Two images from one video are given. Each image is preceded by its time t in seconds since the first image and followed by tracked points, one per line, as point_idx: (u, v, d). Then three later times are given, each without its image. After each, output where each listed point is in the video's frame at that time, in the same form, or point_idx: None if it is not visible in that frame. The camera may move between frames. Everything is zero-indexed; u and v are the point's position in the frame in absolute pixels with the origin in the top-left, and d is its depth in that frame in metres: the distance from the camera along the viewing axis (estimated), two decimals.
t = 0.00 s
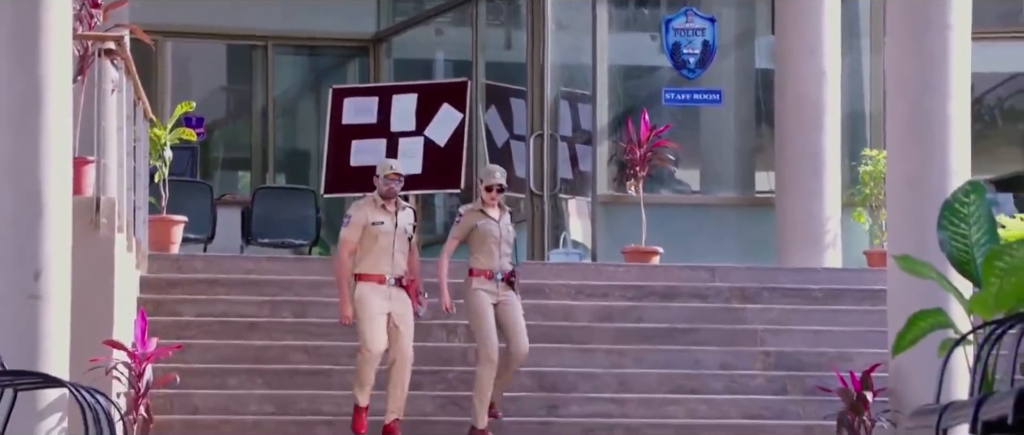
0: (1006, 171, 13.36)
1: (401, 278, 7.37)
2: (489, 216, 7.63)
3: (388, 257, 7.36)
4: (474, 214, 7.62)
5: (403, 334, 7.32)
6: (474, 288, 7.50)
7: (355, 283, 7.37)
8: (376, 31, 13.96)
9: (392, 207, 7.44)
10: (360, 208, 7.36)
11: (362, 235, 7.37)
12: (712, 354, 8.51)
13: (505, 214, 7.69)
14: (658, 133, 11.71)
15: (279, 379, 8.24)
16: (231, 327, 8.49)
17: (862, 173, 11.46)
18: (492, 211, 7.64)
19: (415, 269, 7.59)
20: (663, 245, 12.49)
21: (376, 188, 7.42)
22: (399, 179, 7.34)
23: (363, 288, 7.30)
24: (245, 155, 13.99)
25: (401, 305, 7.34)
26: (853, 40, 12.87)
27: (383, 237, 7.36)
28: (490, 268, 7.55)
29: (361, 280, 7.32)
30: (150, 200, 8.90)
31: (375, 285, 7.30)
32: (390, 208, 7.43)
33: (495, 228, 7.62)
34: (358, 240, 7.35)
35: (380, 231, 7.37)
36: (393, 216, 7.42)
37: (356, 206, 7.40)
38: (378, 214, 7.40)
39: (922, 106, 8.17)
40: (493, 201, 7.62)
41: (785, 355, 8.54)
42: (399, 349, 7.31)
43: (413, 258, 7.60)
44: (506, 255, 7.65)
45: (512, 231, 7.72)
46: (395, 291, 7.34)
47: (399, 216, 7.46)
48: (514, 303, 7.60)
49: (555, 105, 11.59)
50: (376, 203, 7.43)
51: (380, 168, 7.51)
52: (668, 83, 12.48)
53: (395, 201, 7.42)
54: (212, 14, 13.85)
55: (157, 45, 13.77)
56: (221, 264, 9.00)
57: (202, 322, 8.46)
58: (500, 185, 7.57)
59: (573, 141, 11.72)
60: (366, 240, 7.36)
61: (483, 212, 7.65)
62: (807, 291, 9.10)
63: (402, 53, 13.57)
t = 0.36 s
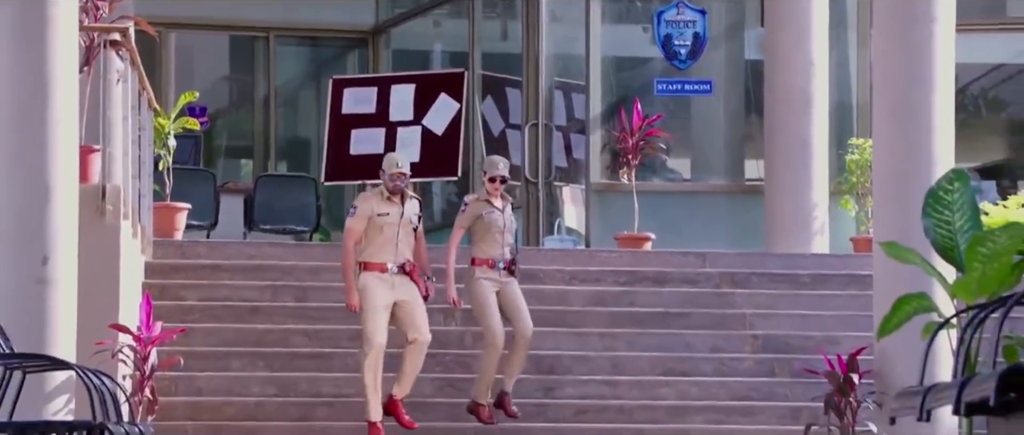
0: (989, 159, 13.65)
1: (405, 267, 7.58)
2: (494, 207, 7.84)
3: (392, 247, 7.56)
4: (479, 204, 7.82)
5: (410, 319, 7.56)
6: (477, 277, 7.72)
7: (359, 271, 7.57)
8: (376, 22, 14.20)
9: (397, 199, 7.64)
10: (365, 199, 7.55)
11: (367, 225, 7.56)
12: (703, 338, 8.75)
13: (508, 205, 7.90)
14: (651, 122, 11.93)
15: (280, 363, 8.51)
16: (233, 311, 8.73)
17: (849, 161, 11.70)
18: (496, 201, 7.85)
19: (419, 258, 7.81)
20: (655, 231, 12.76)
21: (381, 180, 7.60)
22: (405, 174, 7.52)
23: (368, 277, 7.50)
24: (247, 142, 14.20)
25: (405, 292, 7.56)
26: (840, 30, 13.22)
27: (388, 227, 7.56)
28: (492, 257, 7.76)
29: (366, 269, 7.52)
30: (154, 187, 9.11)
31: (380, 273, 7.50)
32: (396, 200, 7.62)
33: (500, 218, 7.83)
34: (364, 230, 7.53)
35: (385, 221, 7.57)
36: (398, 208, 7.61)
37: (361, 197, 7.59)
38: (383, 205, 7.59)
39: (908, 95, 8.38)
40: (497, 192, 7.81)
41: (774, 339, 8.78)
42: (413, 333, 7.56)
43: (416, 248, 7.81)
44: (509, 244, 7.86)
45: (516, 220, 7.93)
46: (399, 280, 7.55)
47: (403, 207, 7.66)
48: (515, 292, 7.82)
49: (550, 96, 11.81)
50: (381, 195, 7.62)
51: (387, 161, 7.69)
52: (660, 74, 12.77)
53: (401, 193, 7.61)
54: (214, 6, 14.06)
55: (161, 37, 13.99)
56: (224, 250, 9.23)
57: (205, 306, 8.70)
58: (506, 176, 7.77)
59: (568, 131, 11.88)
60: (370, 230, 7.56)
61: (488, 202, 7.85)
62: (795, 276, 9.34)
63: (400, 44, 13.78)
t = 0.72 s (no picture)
0: (973, 147, 13.95)
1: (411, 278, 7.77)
2: (495, 204, 8.01)
3: (398, 258, 7.75)
4: (479, 201, 7.99)
5: (416, 327, 7.75)
6: (480, 272, 7.87)
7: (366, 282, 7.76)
8: (374, 15, 14.36)
9: (402, 208, 7.84)
10: (369, 210, 7.75)
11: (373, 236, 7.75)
12: (694, 322, 9.04)
13: (510, 201, 8.06)
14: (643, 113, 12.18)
15: (284, 347, 8.77)
16: (237, 296, 9.01)
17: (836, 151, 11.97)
18: (497, 197, 8.02)
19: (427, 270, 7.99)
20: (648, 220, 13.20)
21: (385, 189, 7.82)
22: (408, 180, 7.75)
23: (375, 287, 7.69)
24: (250, 132, 14.39)
25: (413, 303, 7.75)
26: (828, 22, 13.57)
27: (393, 237, 7.75)
28: (495, 254, 7.91)
29: (373, 279, 7.70)
30: (160, 176, 9.32)
31: (386, 283, 7.69)
32: (400, 210, 7.83)
33: (500, 215, 7.98)
34: (369, 241, 7.73)
35: (390, 232, 7.76)
36: (402, 219, 7.81)
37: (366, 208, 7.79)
38: (386, 216, 7.79)
39: (894, 84, 8.59)
40: (497, 188, 7.98)
41: (762, 323, 9.07)
42: (417, 342, 7.76)
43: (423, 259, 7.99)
44: (511, 241, 8.00)
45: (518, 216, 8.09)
46: (406, 290, 7.74)
47: (407, 217, 7.86)
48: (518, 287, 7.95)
49: (543, 86, 12.15)
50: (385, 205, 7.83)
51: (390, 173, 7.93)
52: (652, 65, 13.16)
53: (405, 202, 7.82)
54: None
55: (165, 29, 14.30)
56: (228, 236, 9.50)
57: (209, 291, 8.98)
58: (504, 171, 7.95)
59: (563, 120, 12.26)
60: (376, 241, 7.75)
61: (489, 199, 8.02)
62: (784, 261, 9.61)
63: (398, 37, 14.01)
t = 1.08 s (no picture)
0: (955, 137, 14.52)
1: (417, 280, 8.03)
2: (495, 215, 8.29)
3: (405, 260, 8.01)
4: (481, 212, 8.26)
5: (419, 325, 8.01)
6: (485, 281, 8.14)
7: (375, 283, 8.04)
8: (374, 8, 14.85)
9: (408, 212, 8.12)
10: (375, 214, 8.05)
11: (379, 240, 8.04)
12: (684, 306, 9.37)
13: (509, 212, 8.34)
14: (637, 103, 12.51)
15: (284, 331, 9.12)
16: (239, 281, 9.34)
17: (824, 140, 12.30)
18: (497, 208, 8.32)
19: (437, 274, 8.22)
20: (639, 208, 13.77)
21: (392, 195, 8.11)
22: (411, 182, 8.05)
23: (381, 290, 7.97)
24: (252, 121, 14.80)
25: (417, 305, 8.00)
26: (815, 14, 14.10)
27: (398, 240, 8.02)
28: (499, 263, 8.18)
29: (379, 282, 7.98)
30: (164, 165, 9.56)
31: (392, 286, 7.97)
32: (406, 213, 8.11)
33: (502, 226, 8.26)
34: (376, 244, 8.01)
35: (396, 235, 8.03)
36: (408, 222, 8.07)
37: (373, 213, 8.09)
38: (392, 219, 8.06)
39: (880, 74, 8.83)
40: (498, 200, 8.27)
41: (751, 307, 9.39)
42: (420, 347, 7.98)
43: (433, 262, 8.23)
44: (513, 250, 8.27)
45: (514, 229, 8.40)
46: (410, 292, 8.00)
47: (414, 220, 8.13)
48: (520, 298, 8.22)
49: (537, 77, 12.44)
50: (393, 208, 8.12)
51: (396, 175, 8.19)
52: (645, 56, 13.75)
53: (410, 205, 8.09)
54: None
55: (170, 21, 14.69)
56: (232, 223, 9.82)
57: (212, 276, 9.29)
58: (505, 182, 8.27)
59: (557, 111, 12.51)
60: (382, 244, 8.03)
61: (490, 210, 8.30)
62: (773, 248, 9.93)
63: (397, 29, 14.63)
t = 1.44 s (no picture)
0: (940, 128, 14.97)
1: (417, 264, 8.31)
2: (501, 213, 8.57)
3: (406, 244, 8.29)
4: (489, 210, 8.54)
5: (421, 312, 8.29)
6: (484, 277, 8.45)
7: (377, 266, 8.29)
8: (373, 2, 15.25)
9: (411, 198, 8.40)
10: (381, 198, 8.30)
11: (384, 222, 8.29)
12: (676, 292, 9.74)
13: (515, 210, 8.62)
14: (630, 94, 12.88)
15: (287, 316, 9.42)
16: (243, 268, 9.66)
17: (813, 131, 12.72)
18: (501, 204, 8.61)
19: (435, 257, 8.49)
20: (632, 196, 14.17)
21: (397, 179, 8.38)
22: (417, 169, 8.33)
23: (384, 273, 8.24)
24: (255, 113, 15.27)
25: (419, 288, 8.30)
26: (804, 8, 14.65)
27: (402, 224, 8.28)
28: (500, 260, 8.48)
29: (382, 265, 8.25)
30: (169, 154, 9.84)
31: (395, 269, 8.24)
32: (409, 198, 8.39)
33: (506, 223, 8.54)
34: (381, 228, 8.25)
35: (400, 220, 8.29)
36: (411, 206, 8.33)
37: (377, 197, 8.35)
38: (396, 203, 8.32)
39: (867, 68, 9.06)
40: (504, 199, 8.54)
41: (740, 293, 9.75)
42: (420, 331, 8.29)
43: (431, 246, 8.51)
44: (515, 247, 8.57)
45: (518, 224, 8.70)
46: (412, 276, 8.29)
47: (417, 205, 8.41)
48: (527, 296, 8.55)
49: (534, 69, 12.70)
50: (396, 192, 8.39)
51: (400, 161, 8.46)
52: (638, 49, 14.17)
53: (415, 189, 8.37)
54: None
55: (175, 15, 15.13)
56: (236, 212, 10.17)
57: (216, 263, 9.61)
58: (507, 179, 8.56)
59: (553, 102, 12.88)
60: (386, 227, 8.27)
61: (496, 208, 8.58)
62: (762, 235, 10.29)
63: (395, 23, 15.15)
